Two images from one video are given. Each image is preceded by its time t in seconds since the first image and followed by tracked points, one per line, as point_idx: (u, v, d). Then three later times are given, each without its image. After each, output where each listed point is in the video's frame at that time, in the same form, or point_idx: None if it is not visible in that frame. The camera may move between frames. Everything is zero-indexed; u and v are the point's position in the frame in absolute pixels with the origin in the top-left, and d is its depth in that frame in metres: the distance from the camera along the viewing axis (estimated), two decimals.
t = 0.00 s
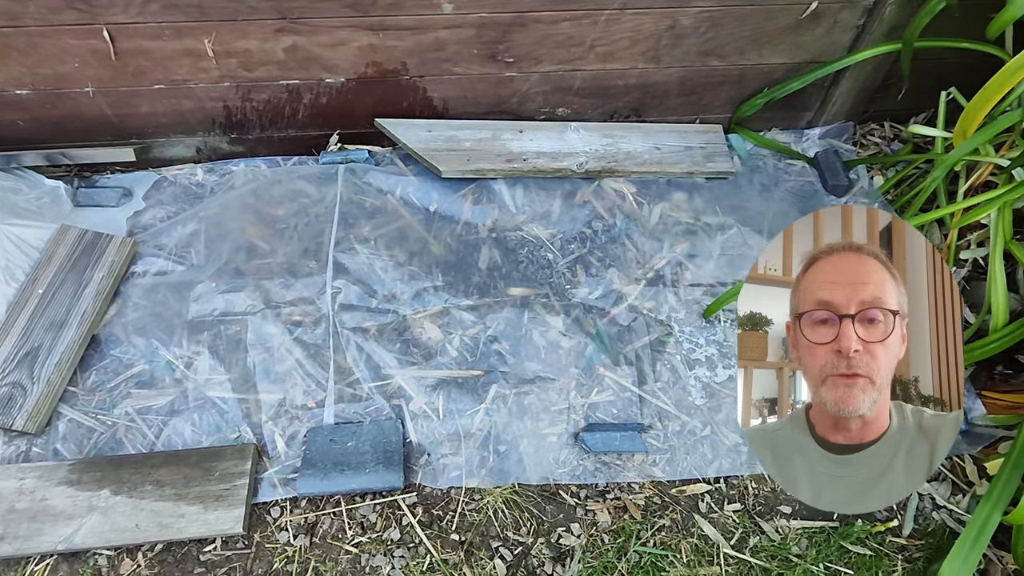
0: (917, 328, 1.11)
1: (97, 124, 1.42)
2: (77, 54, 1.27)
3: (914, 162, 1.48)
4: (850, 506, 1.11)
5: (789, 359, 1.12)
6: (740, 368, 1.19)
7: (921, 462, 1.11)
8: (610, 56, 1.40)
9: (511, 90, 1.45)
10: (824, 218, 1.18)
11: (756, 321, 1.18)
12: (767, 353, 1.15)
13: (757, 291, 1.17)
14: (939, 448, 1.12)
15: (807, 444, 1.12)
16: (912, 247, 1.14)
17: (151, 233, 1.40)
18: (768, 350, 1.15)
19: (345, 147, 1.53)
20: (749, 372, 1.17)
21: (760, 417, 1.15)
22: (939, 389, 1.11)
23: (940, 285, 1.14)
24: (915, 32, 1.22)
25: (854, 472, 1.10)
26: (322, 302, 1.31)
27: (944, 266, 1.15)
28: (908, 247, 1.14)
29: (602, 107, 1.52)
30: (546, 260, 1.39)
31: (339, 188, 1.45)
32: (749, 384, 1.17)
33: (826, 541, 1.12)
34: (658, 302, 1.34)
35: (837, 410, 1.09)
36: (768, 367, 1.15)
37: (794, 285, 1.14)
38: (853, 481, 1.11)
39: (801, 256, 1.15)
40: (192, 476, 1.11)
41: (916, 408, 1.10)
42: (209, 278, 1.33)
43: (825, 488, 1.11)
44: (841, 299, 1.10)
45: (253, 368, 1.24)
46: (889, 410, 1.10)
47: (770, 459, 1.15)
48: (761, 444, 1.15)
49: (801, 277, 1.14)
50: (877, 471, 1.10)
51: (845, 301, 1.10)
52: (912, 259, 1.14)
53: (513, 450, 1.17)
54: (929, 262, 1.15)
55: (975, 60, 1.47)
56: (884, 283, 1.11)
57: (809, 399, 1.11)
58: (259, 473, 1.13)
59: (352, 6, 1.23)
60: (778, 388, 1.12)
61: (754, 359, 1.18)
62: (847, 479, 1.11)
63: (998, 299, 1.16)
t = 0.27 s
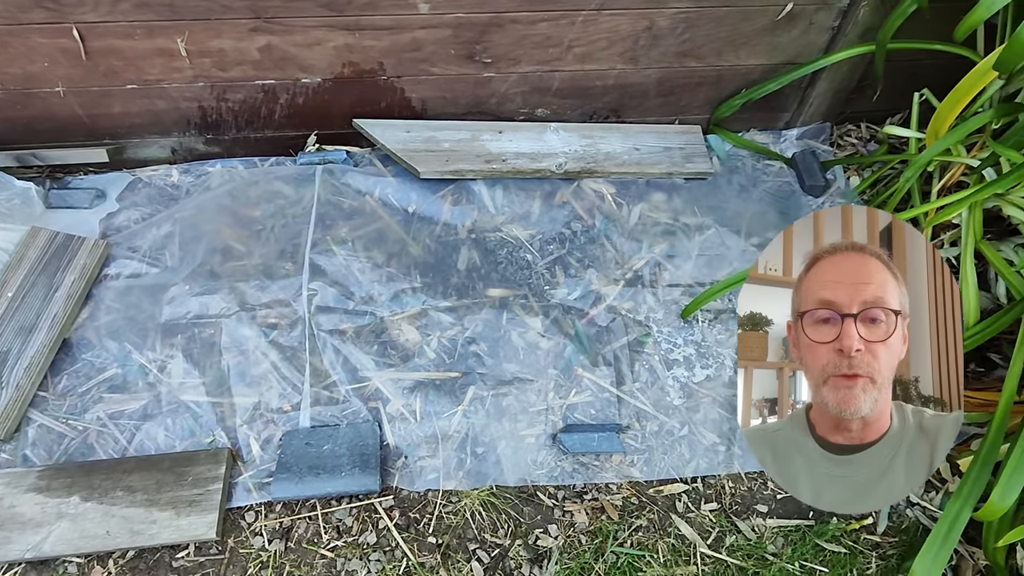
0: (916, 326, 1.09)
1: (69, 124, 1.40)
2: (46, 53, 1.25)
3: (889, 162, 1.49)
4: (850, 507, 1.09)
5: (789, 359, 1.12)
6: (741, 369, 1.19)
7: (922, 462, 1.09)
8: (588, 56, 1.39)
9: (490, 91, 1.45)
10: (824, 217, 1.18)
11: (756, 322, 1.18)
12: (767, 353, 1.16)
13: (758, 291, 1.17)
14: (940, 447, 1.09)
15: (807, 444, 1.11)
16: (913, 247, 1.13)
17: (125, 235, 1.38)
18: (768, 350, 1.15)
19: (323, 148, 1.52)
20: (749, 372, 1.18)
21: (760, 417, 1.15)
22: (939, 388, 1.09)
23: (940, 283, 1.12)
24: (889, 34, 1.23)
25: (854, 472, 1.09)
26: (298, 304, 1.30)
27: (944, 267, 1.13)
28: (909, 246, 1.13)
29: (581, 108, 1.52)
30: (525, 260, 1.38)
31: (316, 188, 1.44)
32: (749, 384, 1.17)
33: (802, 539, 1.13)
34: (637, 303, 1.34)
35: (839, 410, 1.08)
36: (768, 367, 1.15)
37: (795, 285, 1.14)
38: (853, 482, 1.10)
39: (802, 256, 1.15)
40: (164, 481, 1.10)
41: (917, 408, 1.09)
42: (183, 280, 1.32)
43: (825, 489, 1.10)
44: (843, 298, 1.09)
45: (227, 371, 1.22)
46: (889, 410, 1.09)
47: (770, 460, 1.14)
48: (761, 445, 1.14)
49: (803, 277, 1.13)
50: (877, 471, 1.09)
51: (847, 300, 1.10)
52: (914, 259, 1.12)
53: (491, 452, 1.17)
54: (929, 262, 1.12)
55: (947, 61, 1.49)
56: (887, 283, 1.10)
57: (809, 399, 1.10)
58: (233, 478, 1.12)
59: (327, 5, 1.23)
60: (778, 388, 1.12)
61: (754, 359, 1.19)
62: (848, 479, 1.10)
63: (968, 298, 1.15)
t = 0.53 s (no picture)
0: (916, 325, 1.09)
1: (38, 128, 1.37)
2: (14, 56, 1.23)
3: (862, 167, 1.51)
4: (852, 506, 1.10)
5: (789, 359, 1.13)
6: (740, 369, 1.19)
7: (921, 462, 1.07)
8: (565, 61, 1.39)
9: (467, 95, 1.43)
10: (825, 217, 1.18)
11: (757, 322, 1.19)
12: (767, 353, 1.16)
13: (758, 292, 1.17)
14: (941, 447, 1.06)
15: (807, 444, 1.12)
16: (913, 247, 1.13)
17: (97, 240, 1.36)
18: (768, 350, 1.16)
19: (299, 152, 1.50)
20: (749, 372, 1.18)
21: (760, 418, 1.15)
22: (940, 390, 1.09)
23: (940, 282, 1.11)
24: (858, 42, 1.24)
25: (855, 472, 1.09)
26: (271, 310, 1.28)
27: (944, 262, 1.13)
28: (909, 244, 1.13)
29: (559, 112, 1.51)
30: (502, 265, 1.38)
31: (291, 193, 1.42)
32: (749, 384, 1.17)
33: (775, 542, 1.13)
34: (613, 307, 1.35)
35: (839, 411, 1.09)
36: (768, 367, 1.15)
37: (795, 286, 1.14)
38: (853, 481, 1.10)
39: (802, 256, 1.15)
40: (133, 490, 1.09)
41: (917, 408, 1.09)
42: (155, 286, 1.30)
43: (826, 489, 1.11)
44: (844, 298, 1.09)
45: (199, 378, 1.21)
46: (889, 410, 1.09)
47: (770, 460, 1.14)
48: (761, 446, 1.15)
49: (803, 277, 1.13)
50: (877, 471, 1.09)
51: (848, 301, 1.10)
52: (914, 259, 1.12)
53: (466, 458, 1.16)
54: (929, 264, 1.12)
55: (918, 67, 1.51)
56: (891, 282, 1.10)
57: (809, 399, 1.11)
58: (205, 486, 1.12)
59: (300, 9, 1.22)
60: (778, 388, 1.12)
61: (754, 360, 1.19)
62: (848, 479, 1.10)
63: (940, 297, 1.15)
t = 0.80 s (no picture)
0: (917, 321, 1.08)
1: (14, 134, 1.36)
2: None
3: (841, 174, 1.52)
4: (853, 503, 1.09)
5: (789, 359, 1.13)
6: (741, 369, 1.21)
7: (922, 461, 1.06)
8: (545, 68, 1.39)
9: (448, 102, 1.43)
10: (824, 216, 1.16)
11: (756, 322, 1.19)
12: (767, 353, 1.17)
13: (759, 292, 1.17)
14: (942, 446, 1.05)
15: (806, 443, 1.12)
16: (913, 246, 1.11)
17: (74, 247, 1.35)
18: (768, 351, 1.17)
19: (280, 159, 1.49)
20: (749, 372, 1.19)
21: (760, 418, 1.15)
22: (940, 389, 1.08)
23: (940, 277, 1.10)
24: (834, 51, 1.25)
25: (854, 470, 1.09)
26: (250, 319, 1.28)
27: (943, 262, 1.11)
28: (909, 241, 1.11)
29: (541, 119, 1.51)
30: (482, 272, 1.37)
31: (272, 199, 1.41)
32: (749, 384, 1.18)
33: (753, 548, 1.14)
34: (594, 314, 1.35)
35: (839, 409, 1.09)
36: (768, 367, 1.16)
37: (797, 285, 1.14)
38: (853, 479, 1.10)
39: (802, 255, 1.14)
40: (108, 502, 1.08)
41: (917, 408, 1.07)
42: (132, 294, 1.29)
43: (826, 488, 1.11)
44: (845, 297, 1.09)
45: (177, 388, 1.20)
46: (889, 409, 1.08)
47: (770, 459, 1.15)
48: (762, 445, 1.15)
49: (804, 278, 1.13)
50: (877, 469, 1.07)
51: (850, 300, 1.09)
52: (914, 256, 1.10)
53: (447, 465, 1.17)
54: (929, 263, 1.10)
55: (895, 73, 1.53)
56: (892, 281, 1.09)
57: (809, 399, 1.11)
58: (182, 497, 1.12)
59: (278, 15, 1.21)
60: (778, 388, 1.13)
61: (754, 359, 1.20)
62: (847, 477, 1.10)
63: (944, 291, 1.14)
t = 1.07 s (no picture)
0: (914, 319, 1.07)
1: None
2: None
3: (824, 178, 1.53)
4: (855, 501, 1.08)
5: (789, 359, 1.12)
6: (741, 369, 1.19)
7: (924, 459, 1.05)
8: (529, 73, 1.39)
9: (433, 106, 1.43)
10: (824, 217, 1.17)
11: (757, 322, 1.17)
12: (767, 353, 1.15)
13: (759, 292, 1.16)
14: (942, 445, 1.05)
15: (807, 440, 1.12)
16: (913, 247, 1.10)
17: (54, 253, 1.33)
18: (768, 351, 1.15)
19: (263, 163, 1.47)
20: (749, 372, 1.17)
21: (760, 418, 1.15)
22: (940, 388, 1.06)
23: (940, 277, 1.08)
24: (815, 56, 1.27)
25: (855, 467, 1.08)
26: (233, 325, 1.27)
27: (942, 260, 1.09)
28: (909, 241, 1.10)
29: (526, 123, 1.51)
30: (468, 276, 1.37)
31: (255, 204, 1.40)
32: (749, 384, 1.16)
33: (737, 551, 1.15)
34: (579, 318, 1.35)
35: (839, 408, 1.08)
36: (768, 367, 1.14)
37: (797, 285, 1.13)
38: (853, 476, 1.09)
39: (802, 256, 1.14)
40: (87, 510, 1.07)
41: (917, 408, 1.07)
42: (113, 300, 1.27)
43: (825, 485, 1.11)
44: (845, 296, 1.09)
45: (159, 395, 1.19)
46: (889, 408, 1.07)
47: (771, 458, 1.15)
48: (761, 442, 1.16)
49: (804, 278, 1.13)
50: (877, 466, 1.07)
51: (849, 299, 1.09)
52: (914, 253, 1.10)
53: (433, 470, 1.18)
54: (930, 262, 1.09)
55: (877, 78, 1.54)
56: (891, 281, 1.08)
57: (809, 399, 1.11)
58: (163, 505, 1.11)
59: (260, 20, 1.21)
60: (778, 388, 1.12)
61: (754, 360, 1.18)
62: (847, 474, 1.09)
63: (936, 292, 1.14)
